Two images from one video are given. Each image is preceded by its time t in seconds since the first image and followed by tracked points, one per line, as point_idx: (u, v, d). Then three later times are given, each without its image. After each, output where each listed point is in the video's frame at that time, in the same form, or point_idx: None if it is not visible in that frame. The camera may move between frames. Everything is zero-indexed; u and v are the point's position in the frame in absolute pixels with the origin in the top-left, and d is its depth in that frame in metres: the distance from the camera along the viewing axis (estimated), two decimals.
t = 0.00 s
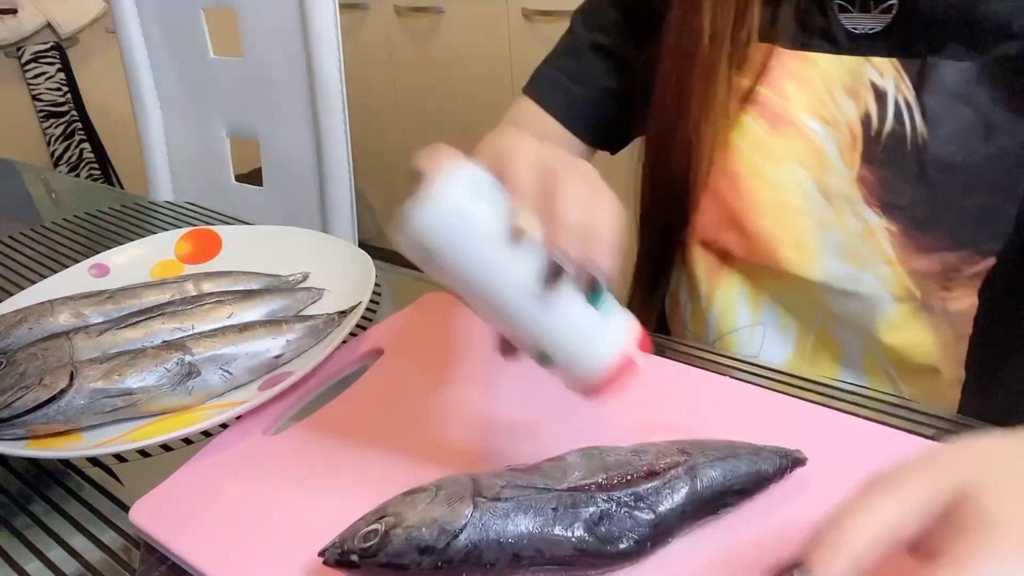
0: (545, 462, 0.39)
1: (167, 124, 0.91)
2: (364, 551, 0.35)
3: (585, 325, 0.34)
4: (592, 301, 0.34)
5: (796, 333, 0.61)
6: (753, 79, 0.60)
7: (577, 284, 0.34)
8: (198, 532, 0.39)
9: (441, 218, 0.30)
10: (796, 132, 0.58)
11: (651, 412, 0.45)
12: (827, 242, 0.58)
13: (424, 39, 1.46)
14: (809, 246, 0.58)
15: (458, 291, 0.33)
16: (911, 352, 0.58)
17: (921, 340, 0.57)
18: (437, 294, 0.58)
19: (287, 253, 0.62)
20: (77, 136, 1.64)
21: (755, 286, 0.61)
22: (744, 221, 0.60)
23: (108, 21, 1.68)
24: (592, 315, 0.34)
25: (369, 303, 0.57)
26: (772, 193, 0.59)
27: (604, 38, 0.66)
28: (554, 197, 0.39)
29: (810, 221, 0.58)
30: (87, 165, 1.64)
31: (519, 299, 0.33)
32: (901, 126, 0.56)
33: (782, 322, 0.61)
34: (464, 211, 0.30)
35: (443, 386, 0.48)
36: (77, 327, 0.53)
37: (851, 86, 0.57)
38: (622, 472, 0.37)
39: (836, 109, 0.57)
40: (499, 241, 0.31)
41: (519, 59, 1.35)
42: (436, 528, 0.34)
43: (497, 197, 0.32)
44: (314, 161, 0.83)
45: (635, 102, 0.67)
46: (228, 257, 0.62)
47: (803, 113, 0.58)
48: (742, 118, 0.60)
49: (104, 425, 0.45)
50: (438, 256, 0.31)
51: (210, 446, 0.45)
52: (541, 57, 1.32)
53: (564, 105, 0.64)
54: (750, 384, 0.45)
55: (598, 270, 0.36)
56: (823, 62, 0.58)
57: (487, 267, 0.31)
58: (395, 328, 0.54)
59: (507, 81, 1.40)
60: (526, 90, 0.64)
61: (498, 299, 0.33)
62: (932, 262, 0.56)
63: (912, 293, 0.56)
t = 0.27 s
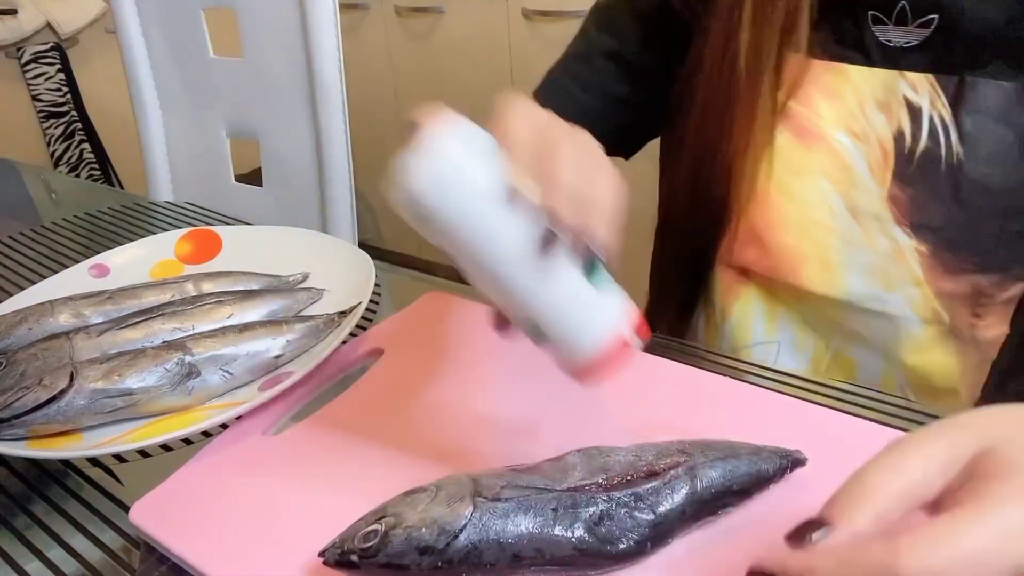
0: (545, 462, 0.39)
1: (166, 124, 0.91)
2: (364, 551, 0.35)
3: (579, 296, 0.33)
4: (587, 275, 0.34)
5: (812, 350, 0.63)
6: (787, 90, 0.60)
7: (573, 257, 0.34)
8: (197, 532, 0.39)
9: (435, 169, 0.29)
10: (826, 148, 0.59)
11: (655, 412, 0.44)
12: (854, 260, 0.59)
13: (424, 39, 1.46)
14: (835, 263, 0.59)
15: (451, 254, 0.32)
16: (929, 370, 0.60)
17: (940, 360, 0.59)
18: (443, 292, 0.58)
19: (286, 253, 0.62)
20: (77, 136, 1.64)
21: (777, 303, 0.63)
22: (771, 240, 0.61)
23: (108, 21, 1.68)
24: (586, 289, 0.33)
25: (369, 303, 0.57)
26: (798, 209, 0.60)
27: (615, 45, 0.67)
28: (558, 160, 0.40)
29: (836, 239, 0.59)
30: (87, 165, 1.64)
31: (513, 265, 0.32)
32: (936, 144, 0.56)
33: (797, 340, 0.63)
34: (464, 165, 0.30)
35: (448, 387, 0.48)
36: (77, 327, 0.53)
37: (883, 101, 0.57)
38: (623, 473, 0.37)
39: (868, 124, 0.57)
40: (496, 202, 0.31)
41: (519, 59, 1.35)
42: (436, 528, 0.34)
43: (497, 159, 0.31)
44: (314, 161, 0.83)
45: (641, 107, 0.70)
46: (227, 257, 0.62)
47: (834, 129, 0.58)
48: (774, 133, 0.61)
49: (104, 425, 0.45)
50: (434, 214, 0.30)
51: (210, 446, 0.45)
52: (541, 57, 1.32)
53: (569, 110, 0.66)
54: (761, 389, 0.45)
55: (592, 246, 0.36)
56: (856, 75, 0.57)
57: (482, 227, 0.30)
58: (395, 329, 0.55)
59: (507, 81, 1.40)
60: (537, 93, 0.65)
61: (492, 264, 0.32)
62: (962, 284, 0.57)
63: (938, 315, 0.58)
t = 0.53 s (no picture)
0: (545, 462, 0.39)
1: (167, 124, 0.91)
2: (364, 552, 0.35)
3: (519, 304, 0.31)
4: (533, 281, 0.32)
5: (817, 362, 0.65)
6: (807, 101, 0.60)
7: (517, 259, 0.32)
8: (197, 532, 0.39)
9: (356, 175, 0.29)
10: (840, 155, 0.60)
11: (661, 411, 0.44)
12: (865, 269, 0.61)
13: (424, 39, 1.46)
14: (845, 272, 0.62)
15: (391, 258, 0.32)
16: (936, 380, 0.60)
17: (948, 370, 0.60)
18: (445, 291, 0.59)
19: (286, 253, 0.62)
20: (76, 136, 1.64)
21: (788, 310, 0.65)
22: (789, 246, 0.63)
23: (108, 21, 1.68)
24: (529, 294, 0.32)
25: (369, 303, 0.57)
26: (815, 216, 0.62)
27: (618, 46, 0.67)
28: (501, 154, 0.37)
29: (850, 246, 0.61)
30: (87, 165, 1.64)
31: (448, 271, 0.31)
32: (951, 152, 0.57)
33: (803, 351, 0.65)
34: (388, 172, 0.29)
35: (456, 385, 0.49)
36: (76, 327, 0.53)
37: (895, 108, 0.58)
38: (624, 473, 0.37)
39: (881, 131, 0.59)
40: (426, 209, 0.29)
41: (519, 60, 1.35)
42: (436, 528, 0.34)
43: (431, 164, 0.30)
44: (314, 162, 0.83)
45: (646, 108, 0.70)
46: (227, 257, 0.62)
47: (846, 135, 0.60)
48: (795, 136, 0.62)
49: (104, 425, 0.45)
50: (364, 218, 0.30)
51: (210, 446, 0.45)
52: (541, 57, 1.32)
53: (570, 111, 0.66)
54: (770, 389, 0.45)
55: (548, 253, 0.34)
56: (869, 81, 0.59)
57: (410, 233, 0.30)
58: (392, 330, 0.54)
59: (507, 82, 1.40)
60: (539, 92, 0.67)
61: (426, 270, 0.31)
62: (975, 291, 0.58)
63: (950, 323, 0.59)
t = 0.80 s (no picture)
0: (545, 463, 0.39)
1: (167, 124, 0.91)
2: (364, 551, 0.35)
3: (374, 330, 0.29)
4: (389, 308, 0.30)
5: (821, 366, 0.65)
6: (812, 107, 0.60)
7: (370, 283, 0.30)
8: (197, 532, 0.39)
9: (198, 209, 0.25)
10: (846, 161, 0.61)
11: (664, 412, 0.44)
12: (870, 273, 0.61)
13: (424, 39, 1.46)
14: (850, 275, 0.62)
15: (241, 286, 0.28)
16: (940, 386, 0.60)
17: (954, 375, 0.60)
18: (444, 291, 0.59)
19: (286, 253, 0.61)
20: (76, 135, 1.64)
21: (792, 315, 0.65)
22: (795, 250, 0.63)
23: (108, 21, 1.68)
24: (384, 320, 0.29)
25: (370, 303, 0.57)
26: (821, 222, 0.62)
27: (619, 48, 0.66)
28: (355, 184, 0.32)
29: (856, 251, 0.61)
30: (87, 165, 1.64)
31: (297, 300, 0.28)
32: (957, 156, 0.57)
33: (807, 355, 0.65)
34: (221, 207, 0.25)
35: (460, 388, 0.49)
36: (76, 327, 0.53)
37: (900, 112, 0.58)
38: (624, 473, 0.37)
39: (887, 136, 0.59)
40: (266, 246, 0.26)
41: (519, 60, 1.35)
42: (436, 528, 0.34)
43: (275, 198, 0.26)
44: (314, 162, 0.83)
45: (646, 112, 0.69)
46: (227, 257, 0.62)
47: (851, 140, 0.60)
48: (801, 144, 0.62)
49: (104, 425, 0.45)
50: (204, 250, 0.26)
51: (210, 446, 0.45)
52: (540, 57, 1.32)
53: (569, 116, 0.65)
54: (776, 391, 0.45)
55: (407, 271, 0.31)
56: (874, 86, 0.59)
57: (250, 269, 0.26)
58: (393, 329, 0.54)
59: (507, 82, 1.40)
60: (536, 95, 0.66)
61: (273, 297, 0.28)
62: (979, 294, 0.58)
63: (955, 328, 0.59)
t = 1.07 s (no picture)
0: (545, 463, 0.39)
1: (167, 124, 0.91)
2: (364, 552, 0.35)
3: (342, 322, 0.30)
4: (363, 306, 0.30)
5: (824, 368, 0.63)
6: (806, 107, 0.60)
7: (342, 282, 0.31)
8: (197, 531, 0.39)
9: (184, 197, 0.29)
10: (849, 162, 0.60)
11: (667, 414, 0.44)
12: (875, 275, 0.61)
13: (423, 39, 1.46)
14: (854, 277, 0.61)
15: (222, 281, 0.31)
16: (946, 389, 0.59)
17: (958, 376, 0.59)
18: (441, 292, 0.59)
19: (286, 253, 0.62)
20: (76, 135, 1.64)
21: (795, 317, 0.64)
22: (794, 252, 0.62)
23: (108, 21, 1.68)
24: (353, 320, 0.30)
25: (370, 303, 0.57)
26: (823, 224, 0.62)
27: (617, 52, 0.68)
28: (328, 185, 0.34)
29: (859, 253, 0.61)
30: (87, 165, 1.64)
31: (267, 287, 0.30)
32: (962, 158, 0.57)
33: (811, 356, 0.64)
34: (202, 194, 0.29)
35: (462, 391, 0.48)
36: (76, 327, 0.53)
37: (905, 115, 0.58)
38: (625, 474, 0.37)
39: (891, 138, 0.59)
40: (242, 236, 0.29)
41: (519, 60, 1.35)
42: (436, 528, 0.34)
43: (254, 192, 0.30)
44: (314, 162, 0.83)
45: (645, 117, 0.71)
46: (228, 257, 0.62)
47: (854, 141, 0.60)
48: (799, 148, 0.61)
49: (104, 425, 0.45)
50: (189, 245, 0.30)
51: (209, 446, 0.45)
52: (540, 57, 1.32)
53: (566, 119, 0.68)
54: (781, 394, 0.45)
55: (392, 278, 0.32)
56: (879, 88, 0.59)
57: (223, 255, 0.29)
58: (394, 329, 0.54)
59: (507, 82, 1.40)
60: (536, 99, 0.69)
61: (247, 292, 0.30)
62: (983, 296, 0.57)
63: (960, 329, 0.58)
